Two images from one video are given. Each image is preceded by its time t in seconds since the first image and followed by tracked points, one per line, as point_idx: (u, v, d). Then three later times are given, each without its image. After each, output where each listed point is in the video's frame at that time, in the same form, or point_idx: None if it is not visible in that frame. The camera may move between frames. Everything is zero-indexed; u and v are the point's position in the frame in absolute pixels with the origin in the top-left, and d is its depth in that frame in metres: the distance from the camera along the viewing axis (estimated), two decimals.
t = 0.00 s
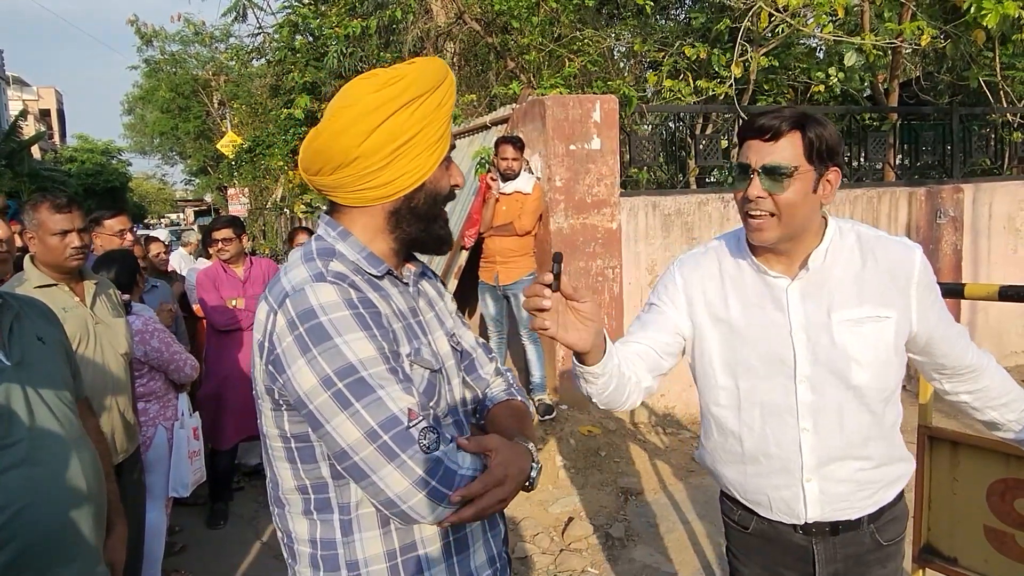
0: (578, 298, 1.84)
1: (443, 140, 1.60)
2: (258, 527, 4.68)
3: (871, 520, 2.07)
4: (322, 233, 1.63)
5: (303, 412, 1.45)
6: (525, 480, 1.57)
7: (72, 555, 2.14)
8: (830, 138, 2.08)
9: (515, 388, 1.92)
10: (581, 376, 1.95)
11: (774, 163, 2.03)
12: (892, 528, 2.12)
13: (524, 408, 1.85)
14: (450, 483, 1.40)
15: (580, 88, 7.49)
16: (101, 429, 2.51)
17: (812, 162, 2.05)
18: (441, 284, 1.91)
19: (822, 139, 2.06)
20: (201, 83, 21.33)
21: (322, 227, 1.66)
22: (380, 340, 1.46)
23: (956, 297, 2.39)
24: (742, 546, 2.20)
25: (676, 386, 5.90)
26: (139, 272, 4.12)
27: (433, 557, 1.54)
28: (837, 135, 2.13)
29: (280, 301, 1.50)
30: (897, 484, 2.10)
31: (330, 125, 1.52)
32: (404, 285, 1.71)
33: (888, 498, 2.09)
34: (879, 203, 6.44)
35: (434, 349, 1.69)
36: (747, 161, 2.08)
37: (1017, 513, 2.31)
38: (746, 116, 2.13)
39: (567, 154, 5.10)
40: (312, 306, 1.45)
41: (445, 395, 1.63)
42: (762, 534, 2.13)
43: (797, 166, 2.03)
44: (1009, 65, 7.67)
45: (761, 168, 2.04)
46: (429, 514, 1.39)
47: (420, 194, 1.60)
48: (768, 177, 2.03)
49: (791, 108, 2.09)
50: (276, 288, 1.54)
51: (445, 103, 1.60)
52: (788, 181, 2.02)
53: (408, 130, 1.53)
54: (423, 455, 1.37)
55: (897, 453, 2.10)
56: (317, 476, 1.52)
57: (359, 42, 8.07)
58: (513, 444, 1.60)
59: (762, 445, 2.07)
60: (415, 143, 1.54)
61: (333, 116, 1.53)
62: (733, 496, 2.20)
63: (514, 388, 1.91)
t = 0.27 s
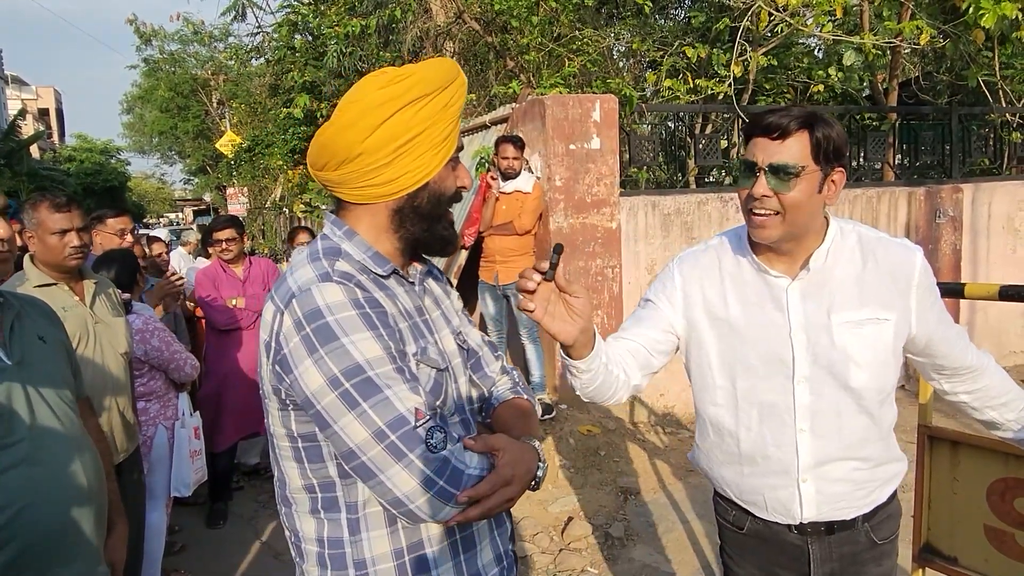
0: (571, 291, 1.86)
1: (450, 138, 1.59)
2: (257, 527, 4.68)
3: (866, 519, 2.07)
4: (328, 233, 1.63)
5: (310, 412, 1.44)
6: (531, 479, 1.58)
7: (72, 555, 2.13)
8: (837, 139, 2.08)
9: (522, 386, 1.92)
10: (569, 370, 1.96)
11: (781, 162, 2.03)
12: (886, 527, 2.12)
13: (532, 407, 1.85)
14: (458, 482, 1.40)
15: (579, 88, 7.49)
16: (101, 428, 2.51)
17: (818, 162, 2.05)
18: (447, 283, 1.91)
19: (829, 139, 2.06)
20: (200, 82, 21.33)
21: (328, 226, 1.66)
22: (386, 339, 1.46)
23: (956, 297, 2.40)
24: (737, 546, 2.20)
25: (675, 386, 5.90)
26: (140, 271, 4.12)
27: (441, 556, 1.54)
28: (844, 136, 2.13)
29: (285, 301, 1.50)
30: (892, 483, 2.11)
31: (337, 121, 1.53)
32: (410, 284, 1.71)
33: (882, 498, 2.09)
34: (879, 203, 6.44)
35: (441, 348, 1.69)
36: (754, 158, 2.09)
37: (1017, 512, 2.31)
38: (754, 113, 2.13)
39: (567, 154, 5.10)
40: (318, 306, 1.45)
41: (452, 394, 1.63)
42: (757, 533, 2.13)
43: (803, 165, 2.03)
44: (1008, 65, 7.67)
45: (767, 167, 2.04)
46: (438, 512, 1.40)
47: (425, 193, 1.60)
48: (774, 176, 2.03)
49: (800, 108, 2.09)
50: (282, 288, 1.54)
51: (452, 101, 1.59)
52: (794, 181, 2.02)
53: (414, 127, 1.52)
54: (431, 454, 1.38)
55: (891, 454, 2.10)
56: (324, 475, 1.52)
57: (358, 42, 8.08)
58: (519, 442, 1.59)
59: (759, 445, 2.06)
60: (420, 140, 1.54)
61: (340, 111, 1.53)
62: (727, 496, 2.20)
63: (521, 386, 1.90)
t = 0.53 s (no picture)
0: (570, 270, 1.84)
1: (451, 136, 1.59)
2: (256, 526, 4.67)
3: (856, 521, 2.06)
4: (332, 232, 1.63)
5: (315, 412, 1.44)
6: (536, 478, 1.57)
7: (72, 555, 2.13)
8: (830, 133, 2.10)
9: (529, 385, 1.91)
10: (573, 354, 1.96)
11: (780, 159, 2.04)
12: (878, 529, 2.11)
13: (537, 407, 1.84)
14: (463, 481, 1.40)
15: (579, 87, 7.48)
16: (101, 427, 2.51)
17: (815, 157, 2.05)
18: (452, 281, 1.91)
19: (824, 133, 2.08)
20: (199, 81, 21.32)
21: (332, 225, 1.66)
22: (390, 338, 1.46)
23: (955, 296, 2.40)
24: (729, 543, 2.20)
25: (675, 386, 5.90)
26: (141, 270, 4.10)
27: (447, 556, 1.54)
28: (835, 130, 2.14)
29: (289, 300, 1.50)
30: (886, 486, 2.10)
31: (338, 122, 1.52)
32: (415, 282, 1.70)
33: (874, 501, 2.08)
34: (878, 203, 6.44)
35: (446, 346, 1.69)
36: (751, 157, 2.08)
37: (1017, 512, 2.31)
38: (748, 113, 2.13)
39: (567, 153, 5.10)
40: (321, 305, 1.44)
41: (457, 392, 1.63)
42: (747, 532, 2.13)
43: (802, 161, 2.03)
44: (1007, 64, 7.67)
45: (766, 164, 2.04)
46: (443, 512, 1.39)
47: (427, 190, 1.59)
48: (774, 173, 2.03)
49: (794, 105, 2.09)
50: (286, 287, 1.54)
51: (452, 99, 1.59)
52: (794, 177, 2.02)
53: (416, 126, 1.52)
54: (435, 454, 1.37)
55: (884, 455, 2.09)
56: (329, 475, 1.52)
57: (357, 41, 8.12)
58: (524, 442, 1.59)
59: (752, 441, 2.06)
60: (423, 139, 1.53)
61: (342, 112, 1.52)
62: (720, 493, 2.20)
63: (528, 385, 1.90)
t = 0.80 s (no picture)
0: (586, 283, 1.90)
1: (447, 134, 1.59)
2: (256, 526, 4.67)
3: (857, 522, 2.06)
4: (332, 232, 1.64)
5: (311, 410, 1.45)
6: (537, 479, 1.56)
7: (72, 554, 2.13)
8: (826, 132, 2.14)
9: (538, 383, 1.90)
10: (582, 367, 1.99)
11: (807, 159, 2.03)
12: (879, 531, 2.11)
13: (546, 407, 1.83)
14: (457, 482, 1.39)
15: (579, 87, 7.48)
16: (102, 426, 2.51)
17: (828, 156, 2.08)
18: (460, 278, 1.91)
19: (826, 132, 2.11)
20: (199, 81, 21.33)
21: (333, 225, 1.66)
22: (384, 337, 1.46)
23: (955, 296, 2.40)
24: (730, 543, 2.21)
25: (674, 386, 5.90)
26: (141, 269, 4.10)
27: (449, 555, 1.54)
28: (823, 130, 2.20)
29: (285, 300, 1.51)
30: (887, 488, 2.09)
31: (334, 126, 1.52)
32: (417, 280, 1.70)
33: (875, 502, 2.08)
34: (878, 203, 6.44)
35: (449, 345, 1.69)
36: (778, 161, 2.04)
37: (1018, 513, 2.30)
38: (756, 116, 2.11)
39: (567, 153, 5.10)
40: (315, 304, 1.45)
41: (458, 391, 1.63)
42: (748, 533, 2.13)
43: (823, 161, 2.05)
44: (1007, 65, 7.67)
45: (799, 165, 2.01)
46: (438, 512, 1.39)
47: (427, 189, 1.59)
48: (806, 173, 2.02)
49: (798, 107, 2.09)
50: (284, 286, 1.55)
51: (446, 97, 1.59)
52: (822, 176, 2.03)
53: (413, 126, 1.52)
54: (428, 453, 1.37)
55: (886, 455, 2.09)
56: (329, 473, 1.52)
57: (358, 41, 8.13)
58: (526, 442, 1.58)
59: (754, 441, 2.06)
60: (420, 138, 1.53)
61: (338, 116, 1.52)
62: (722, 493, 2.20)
63: (536, 383, 1.88)
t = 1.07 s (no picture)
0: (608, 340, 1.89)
1: (441, 131, 1.59)
2: (256, 526, 4.67)
3: (865, 520, 2.07)
4: (331, 232, 1.64)
5: (304, 409, 1.46)
6: (535, 480, 1.55)
7: (73, 555, 2.13)
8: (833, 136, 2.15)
9: (544, 382, 1.89)
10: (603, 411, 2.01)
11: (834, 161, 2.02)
12: (887, 528, 2.11)
13: (552, 406, 1.83)
14: (448, 481, 1.38)
15: (579, 87, 7.48)
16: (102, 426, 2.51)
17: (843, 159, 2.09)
18: (463, 274, 1.92)
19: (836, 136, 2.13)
20: (199, 81, 21.32)
21: (333, 225, 1.66)
22: (374, 336, 1.46)
23: (955, 296, 2.39)
24: (736, 544, 2.21)
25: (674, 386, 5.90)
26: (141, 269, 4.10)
27: (448, 555, 1.53)
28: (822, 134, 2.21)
29: (279, 299, 1.52)
30: (892, 487, 2.10)
31: (329, 130, 1.53)
32: (416, 279, 1.70)
33: (881, 502, 2.09)
34: (878, 204, 6.45)
35: (450, 343, 1.69)
36: (809, 161, 2.01)
37: (1018, 512, 2.30)
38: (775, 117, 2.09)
39: (567, 153, 5.09)
40: (305, 304, 1.46)
41: (458, 389, 1.63)
42: (756, 534, 2.13)
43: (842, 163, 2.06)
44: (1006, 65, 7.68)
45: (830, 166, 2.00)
46: (427, 510, 1.39)
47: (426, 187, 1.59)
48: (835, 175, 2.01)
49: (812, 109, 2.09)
50: (279, 287, 1.56)
51: (438, 94, 1.58)
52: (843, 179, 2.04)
53: (405, 125, 1.52)
54: (416, 452, 1.36)
55: (892, 451, 2.10)
56: (326, 471, 1.52)
57: (357, 42, 8.11)
58: (524, 442, 1.57)
59: (766, 443, 2.06)
60: (413, 136, 1.53)
61: (331, 119, 1.53)
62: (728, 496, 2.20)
63: (542, 381, 1.88)
